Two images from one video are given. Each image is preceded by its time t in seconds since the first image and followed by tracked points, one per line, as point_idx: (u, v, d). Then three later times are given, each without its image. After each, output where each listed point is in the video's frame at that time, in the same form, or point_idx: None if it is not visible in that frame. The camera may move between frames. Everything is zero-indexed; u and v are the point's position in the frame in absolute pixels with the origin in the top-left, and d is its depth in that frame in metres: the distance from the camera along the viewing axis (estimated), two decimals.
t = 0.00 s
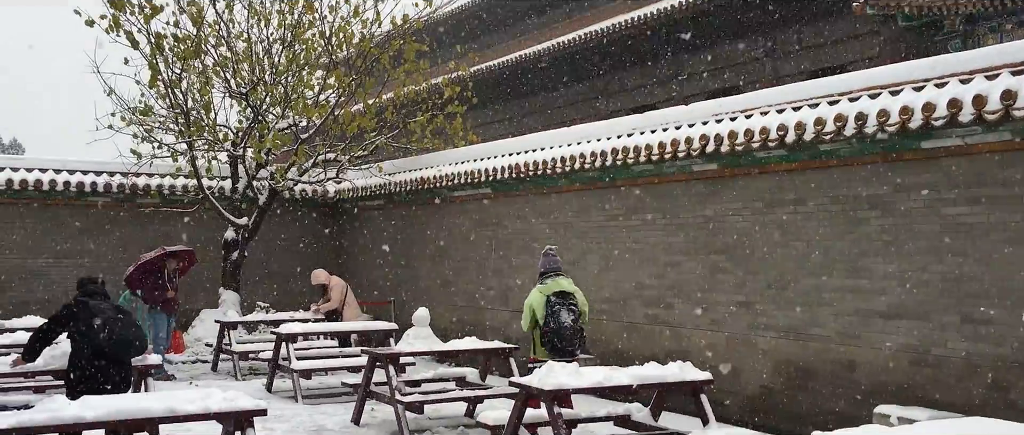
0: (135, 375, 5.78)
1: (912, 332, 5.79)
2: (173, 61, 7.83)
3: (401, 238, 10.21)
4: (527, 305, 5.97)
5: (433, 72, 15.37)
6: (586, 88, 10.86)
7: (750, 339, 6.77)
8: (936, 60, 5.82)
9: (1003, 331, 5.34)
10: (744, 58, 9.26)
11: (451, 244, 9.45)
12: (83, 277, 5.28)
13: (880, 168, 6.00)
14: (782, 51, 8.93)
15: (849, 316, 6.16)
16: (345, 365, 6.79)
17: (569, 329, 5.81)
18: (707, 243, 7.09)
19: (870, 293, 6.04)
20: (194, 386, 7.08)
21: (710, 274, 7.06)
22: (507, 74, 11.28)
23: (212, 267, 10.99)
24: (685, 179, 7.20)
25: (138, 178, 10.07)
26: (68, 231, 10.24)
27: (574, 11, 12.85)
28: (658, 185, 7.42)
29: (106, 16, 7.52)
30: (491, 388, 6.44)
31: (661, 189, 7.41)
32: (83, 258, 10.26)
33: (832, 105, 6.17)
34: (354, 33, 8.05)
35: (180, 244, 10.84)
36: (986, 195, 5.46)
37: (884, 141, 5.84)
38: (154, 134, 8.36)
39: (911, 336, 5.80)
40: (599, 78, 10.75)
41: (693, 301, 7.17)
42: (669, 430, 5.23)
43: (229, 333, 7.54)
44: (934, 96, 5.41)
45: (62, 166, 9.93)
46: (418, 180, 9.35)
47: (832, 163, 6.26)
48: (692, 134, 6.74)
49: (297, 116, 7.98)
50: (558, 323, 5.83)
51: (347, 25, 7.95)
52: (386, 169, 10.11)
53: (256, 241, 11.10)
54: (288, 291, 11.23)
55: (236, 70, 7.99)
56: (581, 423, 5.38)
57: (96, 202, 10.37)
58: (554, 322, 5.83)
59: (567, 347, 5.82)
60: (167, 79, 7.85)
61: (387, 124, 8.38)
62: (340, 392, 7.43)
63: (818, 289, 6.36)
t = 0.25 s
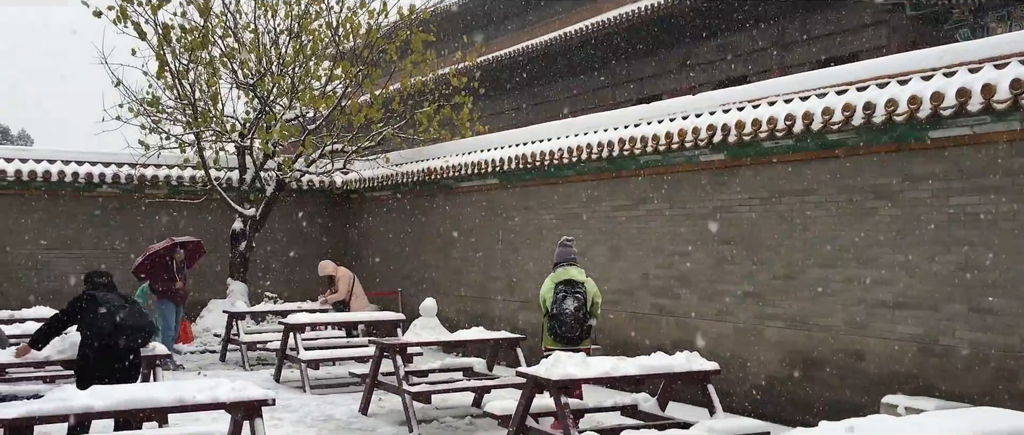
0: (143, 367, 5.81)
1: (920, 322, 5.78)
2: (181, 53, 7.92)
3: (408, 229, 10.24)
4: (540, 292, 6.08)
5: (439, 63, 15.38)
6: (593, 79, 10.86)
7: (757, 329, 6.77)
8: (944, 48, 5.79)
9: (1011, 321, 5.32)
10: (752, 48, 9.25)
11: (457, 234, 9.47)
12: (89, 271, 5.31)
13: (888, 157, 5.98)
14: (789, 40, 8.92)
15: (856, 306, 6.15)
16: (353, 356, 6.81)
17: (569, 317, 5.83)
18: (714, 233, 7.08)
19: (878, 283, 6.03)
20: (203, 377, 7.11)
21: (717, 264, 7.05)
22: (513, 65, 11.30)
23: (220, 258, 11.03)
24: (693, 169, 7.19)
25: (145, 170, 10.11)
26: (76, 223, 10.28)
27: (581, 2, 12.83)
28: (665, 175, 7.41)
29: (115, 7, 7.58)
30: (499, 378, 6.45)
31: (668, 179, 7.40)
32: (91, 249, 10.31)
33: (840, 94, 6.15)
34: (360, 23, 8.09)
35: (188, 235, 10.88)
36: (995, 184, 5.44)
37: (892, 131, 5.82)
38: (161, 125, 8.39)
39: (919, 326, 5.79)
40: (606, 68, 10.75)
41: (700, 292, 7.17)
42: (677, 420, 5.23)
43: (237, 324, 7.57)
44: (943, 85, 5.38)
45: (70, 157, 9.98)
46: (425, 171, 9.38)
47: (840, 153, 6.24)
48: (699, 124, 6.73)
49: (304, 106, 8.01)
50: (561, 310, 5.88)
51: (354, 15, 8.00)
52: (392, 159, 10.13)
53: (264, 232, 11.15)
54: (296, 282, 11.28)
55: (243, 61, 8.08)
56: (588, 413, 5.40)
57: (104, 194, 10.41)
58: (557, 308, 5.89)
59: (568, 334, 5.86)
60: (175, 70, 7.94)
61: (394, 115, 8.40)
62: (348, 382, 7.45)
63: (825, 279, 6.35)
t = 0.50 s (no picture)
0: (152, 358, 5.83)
1: (928, 312, 5.77)
2: (188, 44, 7.98)
3: (416, 220, 10.25)
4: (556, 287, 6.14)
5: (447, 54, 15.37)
6: (601, 69, 10.85)
7: (765, 320, 6.76)
8: (954, 38, 5.76)
9: (1020, 311, 5.30)
10: (760, 38, 9.23)
11: (464, 226, 9.48)
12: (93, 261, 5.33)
13: (896, 147, 5.96)
14: (798, 30, 8.89)
15: (864, 297, 6.14)
16: (361, 347, 6.83)
17: (573, 308, 5.84)
18: (721, 224, 7.07)
19: (886, 273, 6.01)
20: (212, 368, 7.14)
21: (724, 255, 7.05)
22: (521, 56, 11.29)
23: (227, 250, 11.07)
24: (700, 160, 7.18)
25: (153, 162, 10.15)
26: (84, 214, 10.33)
27: None
28: (672, 166, 7.40)
29: None
30: (506, 368, 6.46)
31: (675, 170, 7.39)
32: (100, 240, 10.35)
33: (848, 84, 6.13)
34: (367, 15, 8.11)
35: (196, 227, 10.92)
36: (1004, 174, 5.41)
37: (900, 121, 5.79)
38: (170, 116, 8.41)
39: (927, 316, 5.78)
40: (613, 59, 10.74)
41: (708, 282, 7.17)
42: (684, 410, 5.23)
43: (245, 315, 7.60)
44: (952, 75, 5.35)
45: (78, 149, 10.02)
46: (432, 162, 9.39)
47: (848, 143, 6.21)
48: (707, 115, 6.72)
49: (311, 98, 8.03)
50: (567, 301, 5.91)
51: (360, 7, 8.01)
52: (399, 150, 10.14)
53: (271, 224, 11.19)
54: (304, 273, 11.33)
55: (250, 53, 8.11)
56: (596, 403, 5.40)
57: (112, 185, 10.45)
58: (564, 300, 5.93)
59: (572, 325, 5.86)
60: (182, 61, 7.97)
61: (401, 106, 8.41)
62: (356, 373, 7.48)
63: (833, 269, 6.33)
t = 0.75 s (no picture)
0: (159, 350, 5.84)
1: (937, 303, 5.75)
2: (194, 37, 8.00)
3: (422, 212, 10.27)
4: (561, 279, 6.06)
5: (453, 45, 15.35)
6: (608, 60, 10.84)
7: (773, 311, 6.75)
8: (963, 27, 5.72)
9: None
10: (768, 28, 9.23)
11: (471, 218, 9.49)
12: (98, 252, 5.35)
13: (905, 138, 5.93)
14: (806, 20, 8.89)
15: (873, 288, 6.12)
16: (369, 338, 6.84)
17: (591, 298, 5.82)
18: (729, 215, 7.05)
19: (894, 264, 5.99)
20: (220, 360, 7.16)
21: (732, 246, 7.03)
22: (528, 47, 11.29)
23: (235, 242, 11.10)
24: (708, 151, 7.16)
25: (161, 154, 10.18)
26: (92, 206, 10.36)
27: None
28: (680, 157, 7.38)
29: None
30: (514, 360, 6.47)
31: (682, 161, 7.37)
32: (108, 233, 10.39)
33: (857, 74, 6.10)
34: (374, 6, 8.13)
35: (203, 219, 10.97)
36: (1014, 165, 5.37)
37: (909, 111, 5.77)
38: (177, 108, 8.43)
39: (936, 307, 5.76)
40: (620, 50, 10.73)
41: (715, 274, 7.16)
42: (692, 401, 5.22)
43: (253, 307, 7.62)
44: (961, 65, 5.32)
45: (86, 141, 10.05)
46: (439, 154, 9.40)
47: (857, 133, 6.19)
48: (714, 106, 6.70)
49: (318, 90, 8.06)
50: (581, 292, 5.87)
51: None
52: (406, 142, 10.17)
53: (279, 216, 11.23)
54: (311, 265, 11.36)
55: (256, 45, 8.14)
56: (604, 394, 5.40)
57: (119, 178, 10.48)
58: (577, 292, 5.88)
59: (589, 315, 5.85)
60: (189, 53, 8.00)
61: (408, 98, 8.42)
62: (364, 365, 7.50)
63: (842, 260, 6.32)
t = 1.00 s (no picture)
0: (168, 340, 5.86)
1: (946, 294, 5.73)
2: (201, 28, 8.02)
3: (429, 204, 10.28)
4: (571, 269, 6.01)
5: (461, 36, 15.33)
6: (615, 51, 10.83)
7: (781, 301, 6.74)
8: (973, 16, 5.69)
9: None
10: (776, 18, 9.21)
11: (478, 209, 9.50)
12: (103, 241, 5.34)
13: (913, 128, 5.91)
14: (815, 10, 8.86)
15: (881, 278, 6.10)
16: (377, 329, 6.85)
17: (603, 284, 5.77)
18: (737, 206, 7.03)
19: (903, 255, 5.97)
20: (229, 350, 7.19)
21: (740, 237, 7.02)
22: (535, 38, 11.28)
23: (242, 233, 11.13)
24: (715, 141, 7.14)
25: (168, 146, 10.21)
26: (100, 197, 10.40)
27: None
28: (687, 148, 7.37)
29: None
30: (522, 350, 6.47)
31: (690, 152, 7.36)
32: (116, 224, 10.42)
33: (866, 64, 6.08)
34: None
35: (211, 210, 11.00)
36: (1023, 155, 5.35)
37: (919, 101, 5.74)
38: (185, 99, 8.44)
39: (944, 298, 5.74)
40: (628, 40, 10.71)
41: (723, 264, 7.15)
42: (699, 392, 5.22)
43: (261, 298, 7.64)
44: (971, 54, 5.29)
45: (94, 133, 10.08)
46: (446, 145, 9.41)
47: (866, 123, 6.16)
48: (722, 96, 6.68)
49: (325, 82, 8.10)
50: (592, 279, 5.82)
51: None
52: (412, 134, 10.18)
53: (285, 207, 11.26)
54: (318, 256, 11.40)
55: (264, 36, 8.16)
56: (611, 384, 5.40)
57: (127, 169, 10.51)
58: (590, 279, 5.83)
59: (602, 301, 5.80)
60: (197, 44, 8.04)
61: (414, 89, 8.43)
62: (371, 356, 7.51)
63: (850, 251, 6.30)
